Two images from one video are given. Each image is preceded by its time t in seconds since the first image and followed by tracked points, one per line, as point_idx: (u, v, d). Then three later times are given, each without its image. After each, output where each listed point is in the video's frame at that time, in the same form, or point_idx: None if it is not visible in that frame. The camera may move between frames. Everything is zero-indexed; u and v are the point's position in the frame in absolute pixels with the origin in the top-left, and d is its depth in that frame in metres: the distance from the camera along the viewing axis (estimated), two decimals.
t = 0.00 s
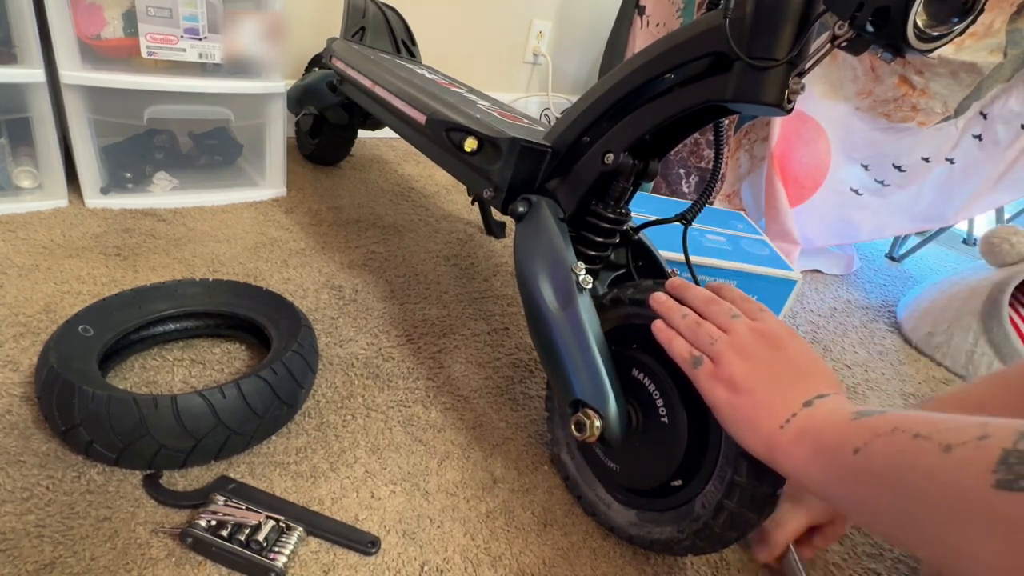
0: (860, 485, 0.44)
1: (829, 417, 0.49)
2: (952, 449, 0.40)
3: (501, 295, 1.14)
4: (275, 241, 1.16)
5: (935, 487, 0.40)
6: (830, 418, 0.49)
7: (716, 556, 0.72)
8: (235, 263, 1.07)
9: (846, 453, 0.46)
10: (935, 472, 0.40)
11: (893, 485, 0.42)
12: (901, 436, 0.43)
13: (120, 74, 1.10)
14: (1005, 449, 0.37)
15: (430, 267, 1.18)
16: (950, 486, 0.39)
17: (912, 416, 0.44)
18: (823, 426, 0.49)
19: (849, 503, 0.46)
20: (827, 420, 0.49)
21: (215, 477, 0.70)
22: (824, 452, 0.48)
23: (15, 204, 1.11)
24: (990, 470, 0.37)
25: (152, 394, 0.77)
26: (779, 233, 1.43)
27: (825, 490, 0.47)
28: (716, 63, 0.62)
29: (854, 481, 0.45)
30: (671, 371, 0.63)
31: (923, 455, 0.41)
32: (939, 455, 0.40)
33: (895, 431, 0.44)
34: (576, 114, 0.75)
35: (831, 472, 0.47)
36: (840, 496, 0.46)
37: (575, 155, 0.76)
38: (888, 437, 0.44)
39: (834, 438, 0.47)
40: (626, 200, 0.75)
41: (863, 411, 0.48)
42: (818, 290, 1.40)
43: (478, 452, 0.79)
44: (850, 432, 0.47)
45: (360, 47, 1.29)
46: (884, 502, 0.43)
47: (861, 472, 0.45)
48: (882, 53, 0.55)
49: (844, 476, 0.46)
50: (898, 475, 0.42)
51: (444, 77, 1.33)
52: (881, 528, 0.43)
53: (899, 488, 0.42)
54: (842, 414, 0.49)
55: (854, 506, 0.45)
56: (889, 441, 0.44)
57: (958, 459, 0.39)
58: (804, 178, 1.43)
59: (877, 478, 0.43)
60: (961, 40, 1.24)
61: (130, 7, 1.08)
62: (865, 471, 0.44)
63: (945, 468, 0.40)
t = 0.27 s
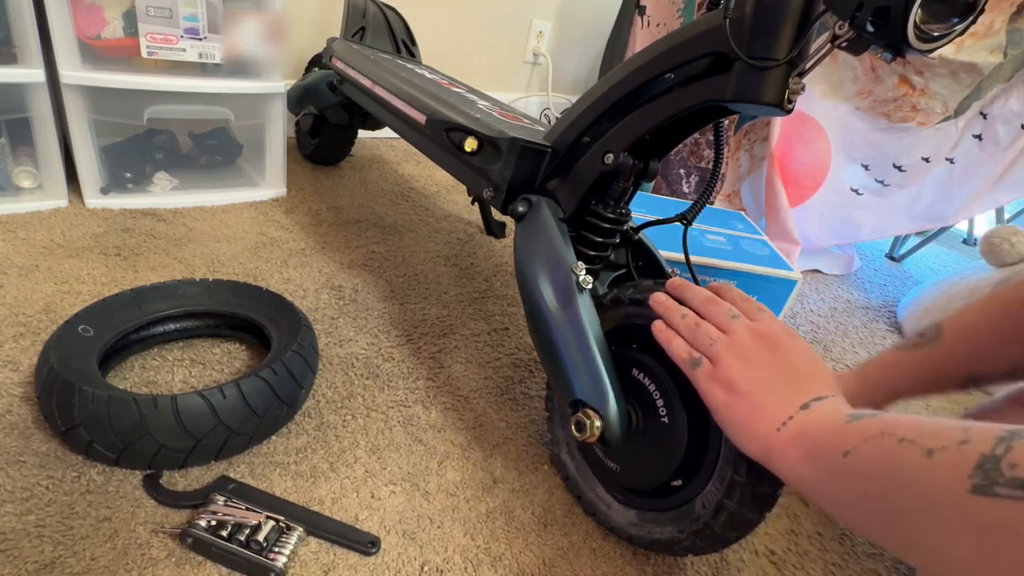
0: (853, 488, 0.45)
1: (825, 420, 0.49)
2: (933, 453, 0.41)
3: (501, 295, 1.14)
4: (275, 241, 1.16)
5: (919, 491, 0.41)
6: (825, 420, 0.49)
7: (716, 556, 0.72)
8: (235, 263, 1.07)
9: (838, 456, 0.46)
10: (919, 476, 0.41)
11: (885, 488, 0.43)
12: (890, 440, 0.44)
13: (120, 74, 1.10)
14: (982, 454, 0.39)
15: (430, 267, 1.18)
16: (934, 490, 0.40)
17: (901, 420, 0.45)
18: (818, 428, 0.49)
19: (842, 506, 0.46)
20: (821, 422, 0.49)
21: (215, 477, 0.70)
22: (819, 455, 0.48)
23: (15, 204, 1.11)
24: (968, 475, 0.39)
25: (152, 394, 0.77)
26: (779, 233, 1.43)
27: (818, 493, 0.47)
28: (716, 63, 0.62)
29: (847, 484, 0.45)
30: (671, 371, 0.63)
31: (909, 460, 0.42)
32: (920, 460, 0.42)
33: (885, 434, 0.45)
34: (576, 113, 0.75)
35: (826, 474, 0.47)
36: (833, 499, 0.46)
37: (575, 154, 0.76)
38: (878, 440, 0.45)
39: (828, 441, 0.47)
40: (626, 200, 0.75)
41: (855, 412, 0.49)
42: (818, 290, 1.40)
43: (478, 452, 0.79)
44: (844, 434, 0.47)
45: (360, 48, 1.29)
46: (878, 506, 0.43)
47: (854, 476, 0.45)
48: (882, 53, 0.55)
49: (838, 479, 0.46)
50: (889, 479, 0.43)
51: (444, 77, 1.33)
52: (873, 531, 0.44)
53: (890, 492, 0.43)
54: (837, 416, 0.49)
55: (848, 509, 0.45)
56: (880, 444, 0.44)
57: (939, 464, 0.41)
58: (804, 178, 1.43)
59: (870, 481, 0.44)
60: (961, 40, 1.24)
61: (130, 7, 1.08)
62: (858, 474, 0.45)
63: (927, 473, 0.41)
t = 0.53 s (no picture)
0: (853, 481, 0.46)
1: (825, 418, 0.50)
2: (937, 438, 0.44)
3: (501, 295, 1.14)
4: (275, 241, 1.16)
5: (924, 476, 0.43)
6: (824, 418, 0.50)
7: (716, 557, 0.72)
8: (235, 263, 1.07)
9: (839, 450, 0.47)
10: (923, 461, 0.43)
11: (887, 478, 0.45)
12: (891, 431, 0.46)
13: (120, 74, 1.10)
14: (986, 434, 0.42)
15: (430, 267, 1.18)
16: (939, 474, 0.42)
17: (898, 413, 0.47)
18: (817, 427, 0.50)
19: (843, 500, 0.47)
20: (820, 420, 0.50)
21: (215, 477, 0.70)
22: (820, 452, 0.48)
23: (15, 204, 1.11)
24: (973, 455, 0.42)
25: (152, 394, 0.77)
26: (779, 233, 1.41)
27: (817, 489, 0.48)
28: (716, 63, 0.62)
29: (847, 478, 0.47)
30: (671, 371, 0.63)
31: (910, 448, 0.44)
32: (924, 445, 0.44)
33: (883, 426, 0.47)
34: (576, 114, 0.75)
35: (827, 471, 0.48)
36: (832, 494, 0.48)
37: (575, 155, 0.76)
38: (877, 432, 0.47)
39: (827, 436, 0.49)
40: (626, 200, 0.75)
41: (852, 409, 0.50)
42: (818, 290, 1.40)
43: (478, 452, 0.79)
44: (844, 431, 0.48)
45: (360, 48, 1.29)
46: (878, 497, 0.45)
47: (856, 470, 0.46)
48: (881, 53, 0.55)
49: (840, 475, 0.47)
50: (892, 469, 0.45)
51: (444, 77, 1.33)
52: (873, 522, 0.46)
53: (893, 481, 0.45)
54: (836, 414, 0.50)
55: (849, 503, 0.47)
56: (882, 437, 0.46)
57: (943, 447, 0.43)
58: (804, 178, 1.44)
59: (873, 472, 0.46)
60: (961, 40, 1.25)
61: (131, 7, 1.08)
62: (860, 467, 0.46)
63: (931, 457, 0.43)
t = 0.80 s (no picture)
0: (860, 482, 0.45)
1: (830, 417, 0.50)
2: (950, 441, 0.41)
3: (501, 295, 1.14)
4: (275, 241, 1.16)
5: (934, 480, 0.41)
6: (829, 417, 0.50)
7: (716, 556, 0.71)
8: (235, 263, 1.07)
9: (846, 450, 0.47)
10: (935, 466, 0.41)
11: (894, 480, 0.43)
12: (900, 431, 0.45)
13: (120, 74, 1.10)
14: (1002, 440, 0.39)
15: (430, 267, 1.18)
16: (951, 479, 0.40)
17: (910, 414, 0.46)
18: (822, 426, 0.49)
19: (849, 501, 0.47)
20: (825, 420, 0.50)
21: (215, 477, 0.70)
22: (826, 452, 0.48)
23: (15, 204, 1.11)
24: (988, 461, 0.39)
25: (152, 394, 0.77)
26: (778, 233, 1.43)
27: (824, 489, 0.48)
28: (716, 62, 0.62)
29: (854, 478, 0.46)
30: (672, 371, 0.63)
31: (920, 450, 0.43)
32: (936, 448, 0.42)
33: (893, 427, 0.46)
34: (576, 114, 0.75)
35: (832, 470, 0.47)
36: (839, 494, 0.47)
37: (575, 155, 0.76)
38: (886, 433, 0.45)
39: (834, 436, 0.48)
40: (626, 200, 0.75)
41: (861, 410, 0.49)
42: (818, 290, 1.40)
43: (478, 452, 0.79)
44: (850, 431, 0.48)
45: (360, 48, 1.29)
46: (886, 498, 0.44)
47: (862, 470, 0.45)
48: (882, 52, 0.55)
49: (846, 475, 0.46)
50: (899, 471, 0.43)
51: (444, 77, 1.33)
52: (880, 523, 0.45)
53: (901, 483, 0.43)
54: (841, 413, 0.50)
55: (855, 504, 0.46)
56: (889, 438, 0.45)
57: (956, 451, 0.41)
58: (804, 178, 1.43)
59: (879, 473, 0.44)
60: (961, 40, 1.24)
61: (131, 7, 1.08)
62: (866, 468, 0.45)
63: (943, 461, 0.41)
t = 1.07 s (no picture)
0: (859, 488, 0.45)
1: (832, 419, 0.49)
2: (954, 461, 0.40)
3: (501, 295, 1.14)
4: (275, 241, 1.16)
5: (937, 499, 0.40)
6: (831, 420, 0.49)
7: (716, 556, 0.72)
8: (235, 263, 1.07)
9: (847, 456, 0.46)
10: (937, 482, 0.40)
11: (894, 491, 0.43)
12: (903, 444, 0.43)
13: (120, 74, 1.10)
14: (1008, 463, 0.37)
15: (430, 267, 1.18)
16: (953, 498, 0.39)
17: (916, 424, 0.44)
18: (824, 429, 0.49)
19: (848, 506, 0.46)
20: (828, 422, 0.49)
21: (215, 477, 0.70)
22: (826, 456, 0.48)
23: (15, 204, 1.11)
24: (993, 484, 0.37)
25: (152, 394, 0.77)
26: (779, 233, 1.44)
27: (823, 491, 0.48)
28: (717, 62, 0.62)
29: (855, 485, 0.45)
30: (672, 371, 0.63)
31: (921, 464, 0.41)
32: (940, 467, 0.40)
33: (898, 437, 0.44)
34: (576, 114, 0.75)
35: (832, 474, 0.47)
36: (840, 499, 0.47)
37: (575, 155, 0.76)
38: (889, 443, 0.44)
39: (836, 441, 0.48)
40: (626, 199, 0.75)
41: (865, 415, 0.49)
42: (817, 290, 1.40)
43: (478, 452, 0.79)
44: (852, 436, 0.47)
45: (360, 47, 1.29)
46: (884, 508, 0.43)
47: (862, 478, 0.45)
48: (882, 52, 0.55)
49: (845, 481, 0.46)
50: (899, 482, 0.42)
51: (444, 77, 1.33)
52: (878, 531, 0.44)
53: (902, 496, 0.42)
54: (843, 417, 0.49)
55: (854, 509, 0.45)
56: (891, 448, 0.44)
57: (960, 471, 0.39)
58: (804, 179, 1.44)
59: (878, 483, 0.44)
60: (961, 40, 1.24)
61: (130, 7, 1.08)
62: (866, 476, 0.45)
63: (946, 479, 0.40)
